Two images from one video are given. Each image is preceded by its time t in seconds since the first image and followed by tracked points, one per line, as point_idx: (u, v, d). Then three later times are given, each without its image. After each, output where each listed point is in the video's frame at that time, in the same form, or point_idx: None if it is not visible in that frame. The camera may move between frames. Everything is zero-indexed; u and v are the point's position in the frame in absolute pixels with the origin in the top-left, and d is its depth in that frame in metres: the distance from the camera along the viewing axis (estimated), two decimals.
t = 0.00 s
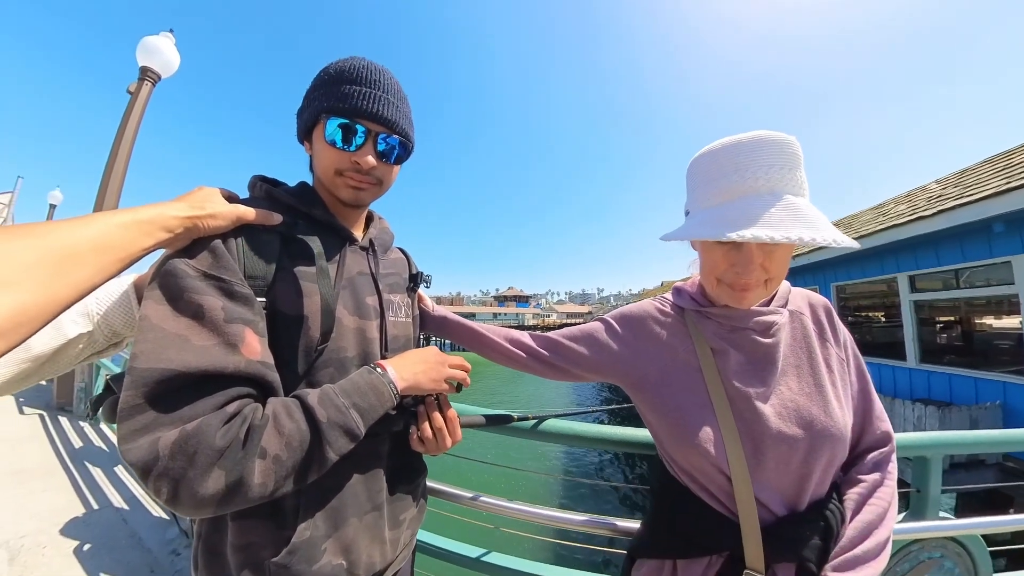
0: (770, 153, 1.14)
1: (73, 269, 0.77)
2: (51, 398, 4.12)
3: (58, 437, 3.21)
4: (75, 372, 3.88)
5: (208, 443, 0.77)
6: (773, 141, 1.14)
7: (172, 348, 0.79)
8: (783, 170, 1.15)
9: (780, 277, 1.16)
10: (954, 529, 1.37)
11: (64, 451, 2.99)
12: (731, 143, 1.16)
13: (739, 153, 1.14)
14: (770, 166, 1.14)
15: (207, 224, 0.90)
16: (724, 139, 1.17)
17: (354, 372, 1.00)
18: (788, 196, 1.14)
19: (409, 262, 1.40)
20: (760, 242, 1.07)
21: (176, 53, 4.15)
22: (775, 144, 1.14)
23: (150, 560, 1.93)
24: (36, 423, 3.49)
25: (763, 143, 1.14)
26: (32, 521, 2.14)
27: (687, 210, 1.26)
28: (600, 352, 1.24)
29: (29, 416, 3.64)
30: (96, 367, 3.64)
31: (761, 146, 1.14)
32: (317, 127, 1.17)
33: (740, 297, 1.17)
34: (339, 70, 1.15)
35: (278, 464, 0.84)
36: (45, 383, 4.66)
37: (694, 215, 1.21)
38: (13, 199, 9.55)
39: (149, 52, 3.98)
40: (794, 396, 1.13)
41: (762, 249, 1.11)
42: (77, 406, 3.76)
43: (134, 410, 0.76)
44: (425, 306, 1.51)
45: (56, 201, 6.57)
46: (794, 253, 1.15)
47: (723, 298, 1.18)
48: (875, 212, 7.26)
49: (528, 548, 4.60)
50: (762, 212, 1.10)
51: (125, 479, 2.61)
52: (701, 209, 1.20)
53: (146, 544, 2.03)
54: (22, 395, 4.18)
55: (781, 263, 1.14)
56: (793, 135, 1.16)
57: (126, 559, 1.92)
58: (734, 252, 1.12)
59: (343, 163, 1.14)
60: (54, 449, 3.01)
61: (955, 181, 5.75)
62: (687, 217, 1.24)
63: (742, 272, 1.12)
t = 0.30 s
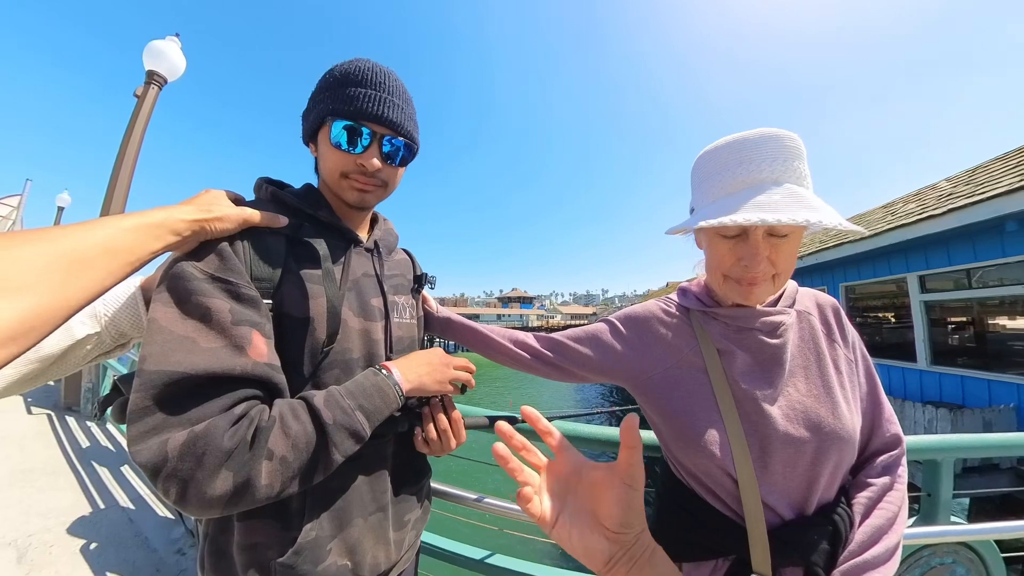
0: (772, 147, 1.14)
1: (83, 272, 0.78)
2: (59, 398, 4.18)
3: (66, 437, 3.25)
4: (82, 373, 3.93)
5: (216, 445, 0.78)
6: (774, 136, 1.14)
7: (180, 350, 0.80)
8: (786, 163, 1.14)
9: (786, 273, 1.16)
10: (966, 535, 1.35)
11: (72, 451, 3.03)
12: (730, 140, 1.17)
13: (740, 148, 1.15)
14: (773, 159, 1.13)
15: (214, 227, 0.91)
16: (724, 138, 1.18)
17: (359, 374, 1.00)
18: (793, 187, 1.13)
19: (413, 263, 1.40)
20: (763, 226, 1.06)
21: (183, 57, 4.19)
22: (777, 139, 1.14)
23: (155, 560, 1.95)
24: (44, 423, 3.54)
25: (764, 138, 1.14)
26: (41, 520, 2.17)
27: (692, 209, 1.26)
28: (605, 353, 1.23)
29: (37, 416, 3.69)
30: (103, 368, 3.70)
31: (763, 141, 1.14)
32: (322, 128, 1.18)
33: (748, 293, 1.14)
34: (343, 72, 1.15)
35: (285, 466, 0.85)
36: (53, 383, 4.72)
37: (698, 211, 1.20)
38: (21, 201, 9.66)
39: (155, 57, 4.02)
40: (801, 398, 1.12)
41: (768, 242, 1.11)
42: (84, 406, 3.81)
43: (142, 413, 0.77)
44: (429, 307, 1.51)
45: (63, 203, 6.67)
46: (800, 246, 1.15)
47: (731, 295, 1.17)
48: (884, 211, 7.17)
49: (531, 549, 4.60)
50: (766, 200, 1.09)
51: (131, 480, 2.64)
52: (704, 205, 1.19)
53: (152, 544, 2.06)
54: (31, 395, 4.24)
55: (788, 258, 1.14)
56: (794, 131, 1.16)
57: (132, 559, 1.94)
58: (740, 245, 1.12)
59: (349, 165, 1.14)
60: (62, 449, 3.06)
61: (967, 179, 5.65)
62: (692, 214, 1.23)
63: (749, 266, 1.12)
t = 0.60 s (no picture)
0: (779, 152, 1.12)
1: (93, 275, 0.80)
2: (66, 399, 4.25)
3: (74, 438, 3.31)
4: (89, 374, 3.99)
5: (223, 445, 0.79)
6: (781, 141, 1.12)
7: (187, 352, 0.81)
8: (792, 168, 1.13)
9: (792, 277, 1.14)
10: (977, 540, 1.32)
11: (79, 451, 3.08)
12: (737, 144, 1.14)
13: (746, 152, 1.13)
14: (778, 165, 1.12)
15: (221, 230, 0.93)
16: (730, 141, 1.16)
17: (364, 375, 1.01)
18: (798, 193, 1.12)
19: (416, 265, 1.41)
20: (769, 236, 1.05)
21: (188, 62, 4.25)
22: (784, 143, 1.12)
23: (160, 560, 1.98)
24: (52, 423, 3.59)
25: (771, 143, 1.12)
26: (48, 519, 2.21)
27: (696, 212, 1.25)
28: (608, 354, 1.23)
29: (46, 416, 3.75)
30: (110, 370, 3.75)
31: (768, 145, 1.12)
32: (326, 132, 1.19)
33: (752, 297, 1.14)
34: (348, 77, 1.16)
35: (290, 467, 0.85)
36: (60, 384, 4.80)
37: (702, 216, 1.19)
38: (31, 205, 9.83)
39: (162, 61, 4.09)
40: (806, 400, 1.11)
41: (773, 248, 1.09)
42: (92, 406, 3.87)
43: (150, 414, 0.78)
44: (433, 309, 1.52)
45: (71, 206, 6.79)
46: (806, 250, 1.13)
47: (736, 300, 1.16)
48: (893, 209, 7.08)
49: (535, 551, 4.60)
50: (771, 208, 1.08)
51: (137, 480, 2.68)
52: (709, 210, 1.18)
53: (157, 544, 2.09)
54: (39, 396, 4.31)
55: (793, 262, 1.12)
56: (801, 134, 1.14)
57: (138, 559, 1.98)
58: (745, 250, 1.11)
59: (353, 168, 1.15)
60: (70, 449, 3.11)
61: (978, 177, 5.56)
62: (696, 218, 1.22)
63: (754, 271, 1.10)
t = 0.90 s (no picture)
0: (779, 156, 1.12)
1: (99, 280, 0.80)
2: (69, 399, 4.30)
3: (77, 439, 3.35)
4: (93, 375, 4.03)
5: (226, 446, 0.80)
6: (782, 145, 1.11)
7: (190, 355, 0.82)
8: (792, 174, 1.12)
9: (791, 281, 1.14)
10: (983, 544, 1.31)
11: (82, 452, 3.12)
12: (737, 147, 1.13)
13: (746, 157, 1.12)
14: (778, 170, 1.11)
15: (223, 233, 0.94)
16: (730, 143, 1.15)
17: (365, 377, 1.02)
18: (797, 200, 1.11)
19: (417, 267, 1.42)
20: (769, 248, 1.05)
21: (190, 64, 4.30)
22: (784, 148, 1.11)
23: (162, 560, 2.01)
24: (55, 424, 3.63)
25: (771, 147, 1.11)
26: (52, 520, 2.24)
27: (695, 215, 1.24)
28: (608, 357, 1.23)
29: (49, 416, 3.80)
30: (113, 371, 3.80)
31: (768, 148, 1.11)
32: (327, 136, 1.19)
33: (750, 303, 1.13)
34: (348, 80, 1.17)
35: (292, 467, 0.86)
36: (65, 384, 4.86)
37: (701, 220, 1.18)
38: (36, 207, 9.95)
39: (164, 63, 4.13)
40: (807, 403, 1.10)
41: (772, 254, 1.08)
42: (95, 407, 3.91)
43: (154, 415, 0.79)
44: (434, 311, 1.53)
45: (75, 208, 6.88)
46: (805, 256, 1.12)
47: (734, 304, 1.15)
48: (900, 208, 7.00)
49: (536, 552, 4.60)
50: (769, 216, 1.08)
51: (140, 480, 2.71)
52: (708, 214, 1.18)
53: (159, 544, 2.11)
54: (43, 397, 4.36)
55: (792, 268, 1.11)
56: (802, 137, 1.13)
57: (140, 559, 2.00)
58: (743, 257, 1.09)
59: (353, 171, 1.16)
60: (73, 449, 3.15)
61: (986, 175, 5.49)
62: (695, 222, 1.21)
63: (751, 278, 1.10)
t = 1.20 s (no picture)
0: (777, 156, 1.12)
1: (103, 278, 0.81)
2: (67, 399, 4.31)
3: (74, 439, 3.35)
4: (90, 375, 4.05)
5: (230, 442, 0.80)
6: (780, 145, 1.11)
7: (194, 352, 0.83)
8: (790, 175, 1.12)
9: (789, 280, 1.14)
10: (983, 543, 1.31)
11: (80, 452, 3.13)
12: (735, 148, 1.14)
13: (744, 157, 1.12)
14: (776, 171, 1.12)
15: (225, 231, 0.94)
16: (729, 143, 1.15)
17: (366, 375, 1.02)
18: (794, 202, 1.12)
19: (418, 266, 1.42)
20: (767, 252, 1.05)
21: (188, 62, 4.31)
22: (783, 148, 1.12)
23: (161, 560, 2.01)
24: (53, 424, 3.64)
25: (770, 148, 1.11)
26: (50, 520, 2.25)
27: (693, 216, 1.24)
28: (608, 356, 1.23)
29: (46, 416, 3.81)
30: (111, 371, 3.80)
31: (767, 149, 1.12)
32: (329, 135, 1.20)
33: (749, 302, 1.13)
34: (350, 80, 1.18)
35: (295, 464, 0.86)
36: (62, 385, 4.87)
37: (700, 221, 1.19)
38: (32, 206, 9.97)
39: (161, 61, 4.14)
40: (806, 401, 1.11)
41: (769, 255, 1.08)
42: (92, 407, 3.92)
43: (158, 412, 0.80)
44: (434, 310, 1.53)
45: (71, 206, 6.89)
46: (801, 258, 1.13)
47: (731, 303, 1.16)
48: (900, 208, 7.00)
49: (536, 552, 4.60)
50: (767, 218, 1.08)
51: (138, 480, 2.72)
52: (707, 215, 1.18)
53: (157, 544, 2.12)
54: (41, 397, 4.36)
55: (790, 269, 1.11)
56: (801, 137, 1.13)
57: (139, 559, 2.01)
58: (741, 258, 1.09)
59: (356, 170, 1.16)
60: (71, 449, 3.16)
61: (987, 174, 5.48)
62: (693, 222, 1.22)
63: (749, 278, 1.10)
